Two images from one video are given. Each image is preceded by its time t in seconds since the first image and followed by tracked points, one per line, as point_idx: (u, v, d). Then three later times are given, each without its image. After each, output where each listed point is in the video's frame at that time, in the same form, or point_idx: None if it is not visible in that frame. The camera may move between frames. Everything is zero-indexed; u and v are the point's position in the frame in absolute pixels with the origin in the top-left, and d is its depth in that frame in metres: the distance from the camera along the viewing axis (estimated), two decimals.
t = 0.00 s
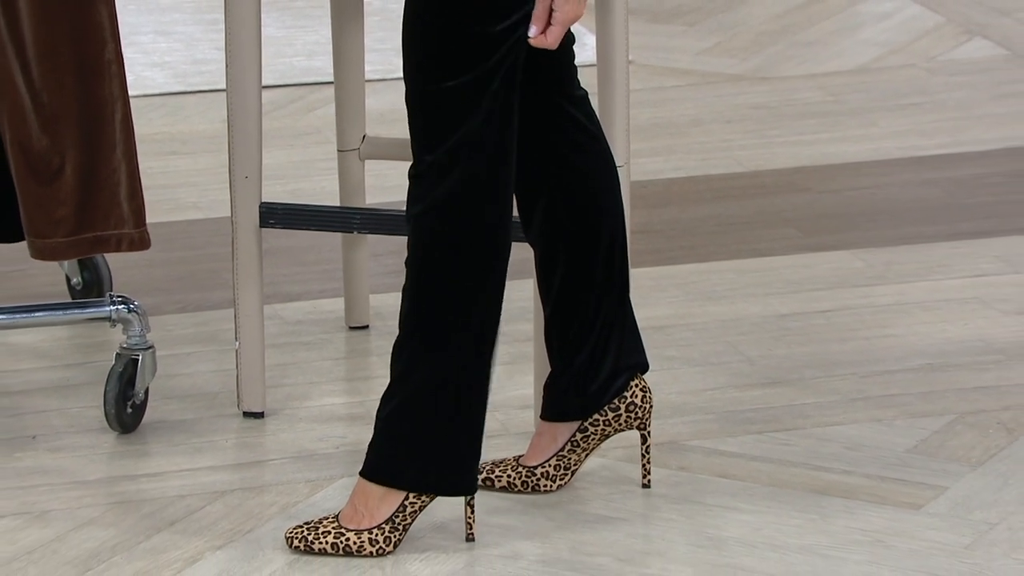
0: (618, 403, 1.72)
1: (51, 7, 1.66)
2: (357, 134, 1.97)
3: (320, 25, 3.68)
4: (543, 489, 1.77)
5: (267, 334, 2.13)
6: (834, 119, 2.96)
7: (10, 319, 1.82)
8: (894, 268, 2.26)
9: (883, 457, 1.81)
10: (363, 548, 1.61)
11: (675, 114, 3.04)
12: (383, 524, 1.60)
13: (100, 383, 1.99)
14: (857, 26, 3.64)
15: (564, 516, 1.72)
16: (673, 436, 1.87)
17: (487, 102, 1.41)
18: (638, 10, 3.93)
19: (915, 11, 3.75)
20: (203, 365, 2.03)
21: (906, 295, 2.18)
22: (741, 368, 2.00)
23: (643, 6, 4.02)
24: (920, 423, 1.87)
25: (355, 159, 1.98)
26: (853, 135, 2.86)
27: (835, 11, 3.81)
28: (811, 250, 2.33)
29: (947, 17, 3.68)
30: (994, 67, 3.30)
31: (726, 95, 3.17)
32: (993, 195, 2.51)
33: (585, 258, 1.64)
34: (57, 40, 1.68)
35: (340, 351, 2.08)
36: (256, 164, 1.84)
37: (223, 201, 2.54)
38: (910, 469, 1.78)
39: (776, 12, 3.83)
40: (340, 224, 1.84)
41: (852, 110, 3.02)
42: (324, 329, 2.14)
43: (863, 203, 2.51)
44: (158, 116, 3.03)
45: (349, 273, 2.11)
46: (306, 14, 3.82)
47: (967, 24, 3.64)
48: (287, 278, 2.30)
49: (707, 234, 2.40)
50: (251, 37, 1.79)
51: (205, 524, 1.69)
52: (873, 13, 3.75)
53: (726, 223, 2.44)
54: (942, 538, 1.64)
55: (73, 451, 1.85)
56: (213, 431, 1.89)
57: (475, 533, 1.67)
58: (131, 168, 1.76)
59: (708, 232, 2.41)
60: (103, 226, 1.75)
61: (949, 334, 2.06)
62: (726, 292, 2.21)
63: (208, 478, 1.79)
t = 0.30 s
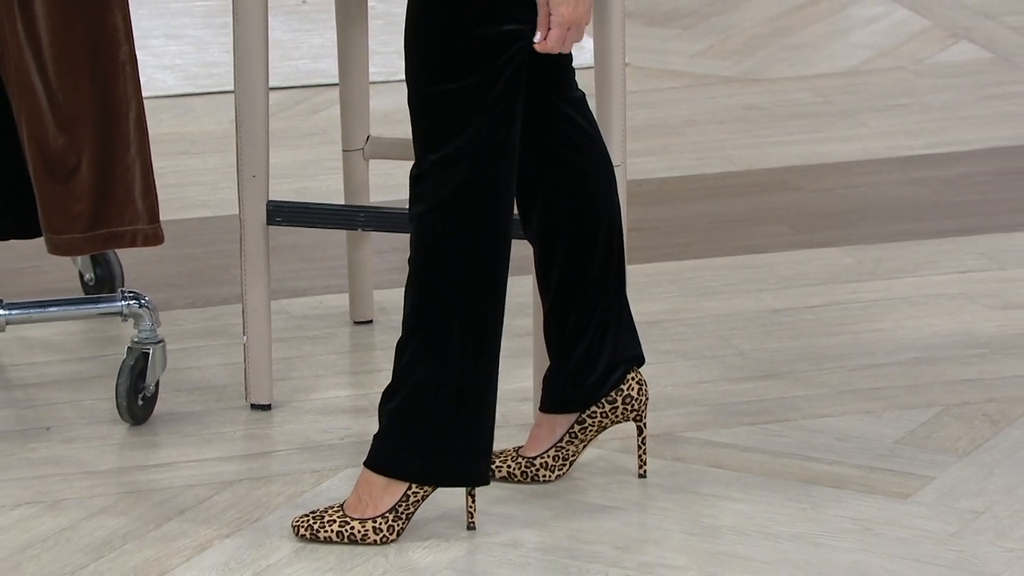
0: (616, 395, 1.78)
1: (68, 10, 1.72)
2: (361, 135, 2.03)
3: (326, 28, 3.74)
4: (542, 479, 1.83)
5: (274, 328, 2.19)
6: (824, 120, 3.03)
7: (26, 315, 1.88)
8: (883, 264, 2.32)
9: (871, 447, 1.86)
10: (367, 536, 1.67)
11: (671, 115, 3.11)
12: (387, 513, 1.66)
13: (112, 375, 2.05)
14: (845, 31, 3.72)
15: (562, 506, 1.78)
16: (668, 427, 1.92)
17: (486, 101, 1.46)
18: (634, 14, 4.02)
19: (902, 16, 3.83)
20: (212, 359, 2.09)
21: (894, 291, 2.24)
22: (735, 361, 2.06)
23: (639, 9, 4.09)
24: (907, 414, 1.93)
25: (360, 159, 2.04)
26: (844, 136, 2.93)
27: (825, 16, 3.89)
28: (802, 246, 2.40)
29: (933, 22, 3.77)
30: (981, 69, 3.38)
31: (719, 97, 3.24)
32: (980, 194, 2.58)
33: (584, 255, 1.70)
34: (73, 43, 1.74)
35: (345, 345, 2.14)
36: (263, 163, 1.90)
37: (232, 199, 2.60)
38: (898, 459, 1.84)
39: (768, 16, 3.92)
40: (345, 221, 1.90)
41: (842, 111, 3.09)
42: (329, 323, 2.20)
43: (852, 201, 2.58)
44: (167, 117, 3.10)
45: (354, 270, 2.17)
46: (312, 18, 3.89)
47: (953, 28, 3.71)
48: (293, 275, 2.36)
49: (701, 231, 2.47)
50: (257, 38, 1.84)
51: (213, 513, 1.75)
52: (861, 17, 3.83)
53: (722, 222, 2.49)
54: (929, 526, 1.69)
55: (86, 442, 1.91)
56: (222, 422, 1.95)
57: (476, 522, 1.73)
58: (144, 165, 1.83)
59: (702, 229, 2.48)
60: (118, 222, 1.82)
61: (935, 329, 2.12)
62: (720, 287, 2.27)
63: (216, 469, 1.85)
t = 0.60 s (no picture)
0: (612, 382, 1.84)
1: (79, 10, 1.78)
2: (365, 130, 2.09)
3: (332, 26, 3.81)
4: (542, 465, 1.88)
5: (281, 318, 2.25)
6: (815, 116, 3.10)
7: (40, 304, 1.95)
8: (871, 256, 2.40)
9: (860, 433, 1.92)
10: (371, 519, 1.72)
11: (667, 110, 3.18)
12: (391, 497, 1.72)
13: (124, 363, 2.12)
14: (835, 28, 3.79)
15: (562, 490, 1.83)
16: (663, 415, 1.98)
17: (485, 99, 1.52)
18: (631, 12, 4.08)
19: (891, 14, 3.90)
20: (221, 347, 2.15)
21: (884, 281, 2.30)
22: (728, 351, 2.13)
23: (635, 7, 4.15)
24: (896, 401, 1.99)
25: (364, 154, 2.10)
26: (835, 131, 3.00)
27: (816, 14, 3.96)
28: (793, 237, 2.47)
29: (920, 20, 3.84)
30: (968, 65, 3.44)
31: (715, 93, 3.31)
32: (967, 186, 2.66)
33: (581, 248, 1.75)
34: (84, 41, 1.80)
35: (350, 334, 2.20)
36: (270, 158, 1.96)
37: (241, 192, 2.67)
38: (887, 445, 1.90)
39: (761, 14, 3.99)
40: (350, 214, 1.96)
41: (832, 107, 3.16)
42: (335, 313, 2.27)
43: (841, 194, 2.66)
44: (178, 113, 3.17)
45: (358, 261, 2.23)
46: (318, 15, 3.96)
47: (940, 26, 3.78)
48: (300, 266, 2.43)
49: (694, 223, 2.55)
50: (264, 42, 1.90)
51: (223, 497, 1.81)
52: (851, 16, 3.90)
53: (715, 214, 2.58)
54: (917, 509, 1.75)
55: (99, 428, 1.97)
56: (230, 409, 2.01)
57: (477, 507, 1.78)
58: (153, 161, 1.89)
59: (697, 221, 2.56)
60: (128, 215, 1.87)
61: (922, 317, 2.19)
62: (714, 278, 2.34)
63: (225, 454, 1.91)
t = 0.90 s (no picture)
0: (609, 369, 1.89)
1: (88, 9, 1.84)
2: (369, 124, 2.15)
3: (337, 23, 3.89)
4: (540, 450, 1.94)
5: (288, 306, 2.32)
6: (805, 110, 3.17)
7: (53, 294, 2.01)
8: (860, 247, 2.47)
9: (850, 418, 1.98)
10: (375, 502, 1.77)
11: (663, 105, 3.24)
12: (394, 481, 1.77)
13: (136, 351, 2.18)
14: (826, 25, 3.86)
15: (561, 475, 1.88)
16: (658, 401, 2.04)
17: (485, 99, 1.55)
18: (627, 9, 4.15)
19: (880, 11, 3.97)
20: (230, 336, 2.22)
21: (871, 272, 2.38)
22: (721, 339, 2.19)
23: (631, 4, 4.22)
24: (884, 388, 2.05)
25: (368, 147, 2.16)
26: (824, 125, 3.07)
27: (807, 11, 4.03)
28: (783, 229, 2.55)
29: (908, 18, 3.91)
30: (955, 61, 3.51)
31: (709, 88, 3.37)
32: (953, 178, 2.75)
33: (579, 239, 1.81)
34: (92, 40, 1.85)
35: (354, 322, 2.27)
36: (277, 151, 2.01)
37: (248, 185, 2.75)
38: (876, 430, 1.96)
39: (753, 11, 4.05)
40: (355, 206, 2.01)
41: (822, 102, 3.23)
42: (340, 303, 2.34)
43: (830, 186, 2.73)
44: (187, 108, 3.24)
45: (362, 252, 2.30)
46: (323, 13, 4.03)
47: (927, 23, 3.86)
48: (306, 256, 2.51)
49: (687, 214, 2.63)
50: (271, 44, 1.97)
51: (231, 481, 1.87)
52: (841, 13, 3.97)
53: (707, 206, 2.66)
54: (904, 492, 1.81)
55: (111, 413, 2.03)
56: (239, 395, 2.07)
57: (478, 491, 1.83)
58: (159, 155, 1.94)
59: (690, 212, 2.64)
60: (135, 209, 1.93)
61: (909, 307, 2.26)
62: (706, 268, 2.42)
63: (233, 439, 1.97)
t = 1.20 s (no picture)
0: (607, 357, 1.95)
1: (97, 9, 1.89)
2: (372, 119, 2.21)
3: (341, 20, 3.95)
4: (539, 436, 1.99)
5: (295, 296, 2.39)
6: (799, 105, 3.23)
7: (66, 284, 2.07)
8: (851, 238, 2.54)
9: (841, 405, 2.04)
10: (379, 487, 1.83)
11: (660, 99, 3.30)
12: (397, 466, 1.83)
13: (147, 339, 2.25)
14: (818, 22, 3.92)
15: (559, 460, 1.94)
16: (654, 388, 2.10)
17: (478, 105, 1.59)
18: (625, 6, 4.22)
19: (871, 9, 4.03)
20: (238, 325, 2.28)
21: (863, 263, 2.44)
22: (716, 328, 2.25)
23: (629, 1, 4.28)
24: (874, 375, 2.11)
25: (372, 141, 2.22)
26: (817, 120, 3.14)
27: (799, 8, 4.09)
28: (778, 221, 2.61)
29: (898, 15, 3.97)
30: (944, 58, 3.57)
31: (705, 83, 3.43)
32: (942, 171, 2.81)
33: (578, 231, 1.87)
34: (102, 38, 1.91)
35: (358, 312, 2.34)
36: (283, 145, 2.07)
37: (255, 179, 2.82)
38: (866, 416, 2.01)
39: (748, 8, 4.12)
40: (359, 199, 2.07)
41: (816, 97, 3.28)
42: (344, 293, 2.40)
43: (822, 179, 2.80)
44: (196, 103, 3.30)
45: (367, 243, 2.37)
46: (328, 10, 4.10)
47: (918, 20, 3.92)
48: (312, 247, 2.58)
49: (682, 207, 2.69)
50: (278, 43, 2.02)
51: (239, 466, 1.92)
52: (833, 10, 4.03)
53: (702, 199, 2.72)
54: (893, 477, 1.86)
55: (122, 400, 2.09)
56: (247, 382, 2.13)
57: (479, 475, 1.89)
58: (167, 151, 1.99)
59: (686, 205, 2.70)
60: (143, 203, 1.98)
61: (899, 297, 2.33)
62: (702, 259, 2.48)
63: (241, 425, 2.02)
